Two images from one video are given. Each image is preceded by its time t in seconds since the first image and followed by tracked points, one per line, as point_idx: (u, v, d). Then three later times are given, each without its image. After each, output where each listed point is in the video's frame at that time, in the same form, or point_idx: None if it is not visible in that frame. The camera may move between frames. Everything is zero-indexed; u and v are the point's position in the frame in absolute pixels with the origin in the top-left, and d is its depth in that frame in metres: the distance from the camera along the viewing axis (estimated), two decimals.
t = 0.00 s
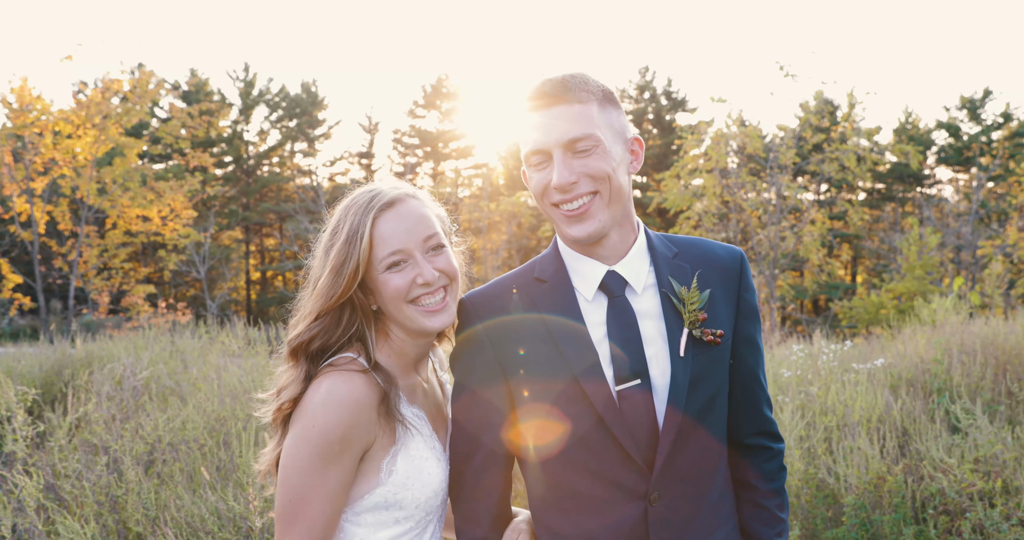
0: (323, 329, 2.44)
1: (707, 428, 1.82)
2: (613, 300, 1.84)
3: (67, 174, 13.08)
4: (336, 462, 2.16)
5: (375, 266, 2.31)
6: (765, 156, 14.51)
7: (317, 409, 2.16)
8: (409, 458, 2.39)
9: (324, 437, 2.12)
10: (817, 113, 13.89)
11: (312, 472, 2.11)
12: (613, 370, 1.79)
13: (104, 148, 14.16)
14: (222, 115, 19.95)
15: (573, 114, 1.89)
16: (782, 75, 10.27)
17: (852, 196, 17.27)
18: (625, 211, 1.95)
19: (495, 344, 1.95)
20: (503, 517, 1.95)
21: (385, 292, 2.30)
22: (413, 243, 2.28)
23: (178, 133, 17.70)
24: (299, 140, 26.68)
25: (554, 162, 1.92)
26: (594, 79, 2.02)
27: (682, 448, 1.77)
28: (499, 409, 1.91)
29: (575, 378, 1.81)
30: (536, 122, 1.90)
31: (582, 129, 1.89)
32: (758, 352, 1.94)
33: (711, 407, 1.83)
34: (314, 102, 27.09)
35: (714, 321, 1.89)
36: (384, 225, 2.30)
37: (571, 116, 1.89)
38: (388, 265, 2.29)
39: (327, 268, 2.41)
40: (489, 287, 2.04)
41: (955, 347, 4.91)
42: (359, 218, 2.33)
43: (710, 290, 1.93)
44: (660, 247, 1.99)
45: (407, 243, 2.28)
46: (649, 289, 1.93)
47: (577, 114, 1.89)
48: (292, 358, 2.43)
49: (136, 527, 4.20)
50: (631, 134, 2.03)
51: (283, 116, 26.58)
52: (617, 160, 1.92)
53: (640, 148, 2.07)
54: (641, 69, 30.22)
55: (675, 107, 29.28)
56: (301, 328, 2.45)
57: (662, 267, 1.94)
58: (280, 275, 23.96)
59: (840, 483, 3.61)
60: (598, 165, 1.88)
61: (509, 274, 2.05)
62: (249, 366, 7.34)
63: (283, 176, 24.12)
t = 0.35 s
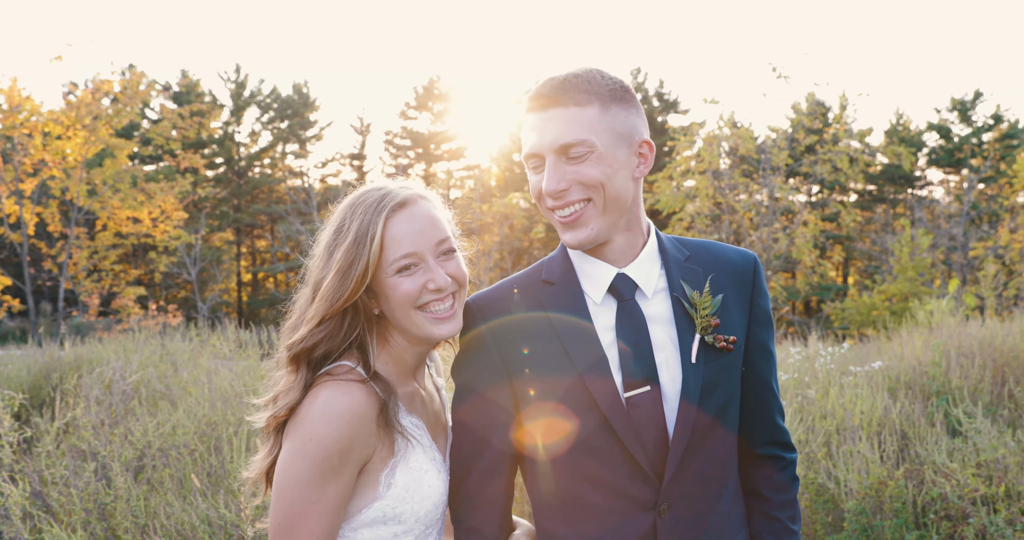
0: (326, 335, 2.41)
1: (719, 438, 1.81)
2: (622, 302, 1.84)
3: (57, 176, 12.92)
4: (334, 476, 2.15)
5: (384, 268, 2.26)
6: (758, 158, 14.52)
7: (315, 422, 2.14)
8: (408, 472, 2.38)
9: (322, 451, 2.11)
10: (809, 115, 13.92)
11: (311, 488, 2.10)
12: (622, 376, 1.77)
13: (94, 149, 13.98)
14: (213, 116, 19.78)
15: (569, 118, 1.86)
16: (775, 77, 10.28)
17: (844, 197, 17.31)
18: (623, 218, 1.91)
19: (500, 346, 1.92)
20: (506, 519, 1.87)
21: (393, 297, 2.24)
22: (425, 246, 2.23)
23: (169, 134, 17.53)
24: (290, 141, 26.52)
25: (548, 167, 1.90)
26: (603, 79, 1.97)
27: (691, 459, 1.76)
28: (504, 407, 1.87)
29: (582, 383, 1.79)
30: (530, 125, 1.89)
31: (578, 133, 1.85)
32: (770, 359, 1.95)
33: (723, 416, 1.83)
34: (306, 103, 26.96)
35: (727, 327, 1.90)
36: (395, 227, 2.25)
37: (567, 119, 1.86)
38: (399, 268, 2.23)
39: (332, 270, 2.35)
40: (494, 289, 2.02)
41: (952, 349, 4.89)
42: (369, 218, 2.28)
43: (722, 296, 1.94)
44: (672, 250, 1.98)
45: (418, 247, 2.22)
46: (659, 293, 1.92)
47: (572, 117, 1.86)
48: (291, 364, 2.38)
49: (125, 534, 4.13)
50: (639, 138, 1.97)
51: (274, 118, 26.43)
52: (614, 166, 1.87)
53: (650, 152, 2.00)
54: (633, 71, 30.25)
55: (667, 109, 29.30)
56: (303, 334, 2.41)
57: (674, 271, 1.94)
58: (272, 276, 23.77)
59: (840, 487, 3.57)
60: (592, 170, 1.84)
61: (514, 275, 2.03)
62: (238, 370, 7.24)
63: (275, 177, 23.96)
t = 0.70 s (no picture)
0: (325, 341, 2.38)
1: (723, 446, 1.84)
2: (627, 305, 1.85)
3: (44, 177, 12.75)
4: (333, 486, 2.13)
5: (390, 271, 2.22)
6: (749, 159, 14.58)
7: (312, 432, 2.12)
8: (407, 480, 2.38)
9: (320, 461, 2.10)
10: (799, 116, 13.98)
11: (308, 498, 2.09)
12: (628, 380, 1.79)
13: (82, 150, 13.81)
14: (203, 116, 19.64)
15: (562, 124, 1.85)
16: (766, 78, 10.32)
17: (834, 198, 17.40)
18: (619, 225, 1.90)
19: (502, 348, 1.91)
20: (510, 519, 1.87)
21: (398, 302, 2.21)
22: (431, 249, 2.21)
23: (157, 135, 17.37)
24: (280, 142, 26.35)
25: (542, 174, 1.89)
26: (602, 81, 1.94)
27: (696, 468, 1.78)
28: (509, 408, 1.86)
29: (587, 388, 1.80)
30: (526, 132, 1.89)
31: (571, 141, 1.83)
32: (776, 365, 1.99)
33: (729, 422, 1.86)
34: (295, 104, 26.79)
35: (734, 332, 1.93)
36: (401, 230, 2.22)
37: (560, 126, 1.85)
38: (405, 272, 2.20)
39: (335, 273, 2.30)
40: (497, 289, 2.02)
41: (947, 352, 4.91)
42: (375, 220, 2.24)
43: (731, 300, 1.97)
44: (679, 253, 2.00)
45: (425, 251, 2.20)
46: (666, 296, 1.94)
47: (565, 124, 1.85)
48: (288, 370, 2.34)
49: None
50: (639, 142, 1.94)
51: (263, 119, 26.26)
52: (611, 173, 1.85)
53: (651, 156, 1.97)
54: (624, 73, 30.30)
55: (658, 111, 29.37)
56: (301, 340, 2.38)
57: (681, 274, 1.96)
58: (261, 278, 23.57)
59: (837, 490, 3.58)
60: (587, 178, 1.83)
61: (517, 276, 2.05)
62: (228, 372, 7.16)
63: (264, 178, 23.79)
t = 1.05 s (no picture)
0: (324, 346, 2.46)
1: (727, 451, 1.87)
2: (628, 306, 1.89)
3: (20, 177, 12.46)
4: (330, 490, 2.22)
5: (393, 273, 2.29)
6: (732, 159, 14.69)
7: (312, 437, 2.21)
8: (406, 486, 2.44)
9: (319, 464, 2.18)
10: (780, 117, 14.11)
11: (306, 502, 2.17)
12: (630, 383, 1.83)
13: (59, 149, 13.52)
14: (183, 115, 19.35)
15: (560, 127, 1.83)
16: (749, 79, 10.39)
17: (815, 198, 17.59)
18: (621, 228, 1.91)
19: (503, 357, 1.96)
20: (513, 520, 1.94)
21: (403, 302, 2.27)
22: (434, 249, 2.27)
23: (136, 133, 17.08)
24: (260, 141, 26.06)
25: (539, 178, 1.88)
26: (598, 80, 1.92)
27: (700, 473, 1.82)
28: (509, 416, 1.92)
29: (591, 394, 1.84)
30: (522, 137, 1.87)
31: (570, 144, 1.82)
32: (780, 368, 2.03)
33: (733, 425, 1.89)
34: (276, 103, 26.48)
35: (737, 334, 1.98)
36: (402, 231, 2.28)
37: (557, 129, 1.83)
38: (409, 273, 2.26)
39: (337, 276, 2.37)
40: (500, 295, 2.07)
41: (932, 352, 4.98)
42: (377, 223, 2.31)
43: (733, 301, 2.01)
44: (681, 254, 2.06)
45: (428, 251, 2.26)
46: (669, 297, 1.99)
47: (561, 126, 1.83)
48: (287, 376, 2.42)
49: None
50: (639, 142, 1.93)
51: (243, 118, 25.96)
52: (610, 175, 1.84)
53: (651, 155, 1.96)
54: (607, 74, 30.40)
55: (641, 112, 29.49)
56: (301, 346, 2.46)
57: (683, 276, 2.01)
58: (242, 278, 23.25)
59: (827, 490, 3.63)
60: (587, 181, 1.82)
61: (518, 277, 2.10)
62: (212, 373, 7.11)
63: (245, 178, 23.50)
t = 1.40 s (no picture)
0: (323, 350, 2.53)
1: (731, 455, 1.91)
2: (631, 308, 1.92)
3: None
4: (324, 492, 2.22)
5: (396, 275, 2.43)
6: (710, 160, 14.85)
7: (305, 439, 2.21)
8: (399, 492, 2.44)
9: (312, 466, 2.18)
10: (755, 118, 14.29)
11: (299, 504, 2.16)
12: (634, 386, 1.85)
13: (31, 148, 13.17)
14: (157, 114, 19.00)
15: (561, 130, 1.83)
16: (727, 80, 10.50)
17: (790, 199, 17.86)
18: (624, 230, 1.93)
19: (505, 361, 1.99)
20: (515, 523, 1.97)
21: (407, 303, 2.41)
22: (437, 251, 2.42)
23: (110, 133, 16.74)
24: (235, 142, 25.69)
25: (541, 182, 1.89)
26: (598, 81, 1.93)
27: (704, 478, 1.85)
28: (513, 421, 1.95)
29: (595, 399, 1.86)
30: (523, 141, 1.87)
31: (572, 147, 1.82)
32: (782, 370, 2.07)
33: (737, 429, 1.92)
34: (251, 103, 26.11)
35: (740, 336, 2.02)
36: (405, 233, 2.43)
37: (559, 131, 1.83)
38: (412, 276, 2.41)
39: (340, 278, 2.49)
40: (503, 298, 2.08)
41: (911, 352, 5.10)
42: (380, 227, 2.45)
43: (737, 303, 2.06)
44: (684, 255, 2.09)
45: (430, 254, 2.42)
46: (671, 299, 2.03)
47: (562, 129, 1.83)
48: (284, 377, 2.48)
49: None
50: (640, 142, 1.94)
51: (217, 118, 25.60)
52: (613, 177, 1.86)
53: (653, 155, 1.97)
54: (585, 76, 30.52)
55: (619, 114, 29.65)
56: (301, 350, 2.53)
57: (687, 278, 2.05)
58: (217, 278, 22.91)
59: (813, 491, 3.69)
60: (589, 185, 1.83)
61: (521, 279, 2.13)
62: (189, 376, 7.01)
63: (220, 178, 23.15)
